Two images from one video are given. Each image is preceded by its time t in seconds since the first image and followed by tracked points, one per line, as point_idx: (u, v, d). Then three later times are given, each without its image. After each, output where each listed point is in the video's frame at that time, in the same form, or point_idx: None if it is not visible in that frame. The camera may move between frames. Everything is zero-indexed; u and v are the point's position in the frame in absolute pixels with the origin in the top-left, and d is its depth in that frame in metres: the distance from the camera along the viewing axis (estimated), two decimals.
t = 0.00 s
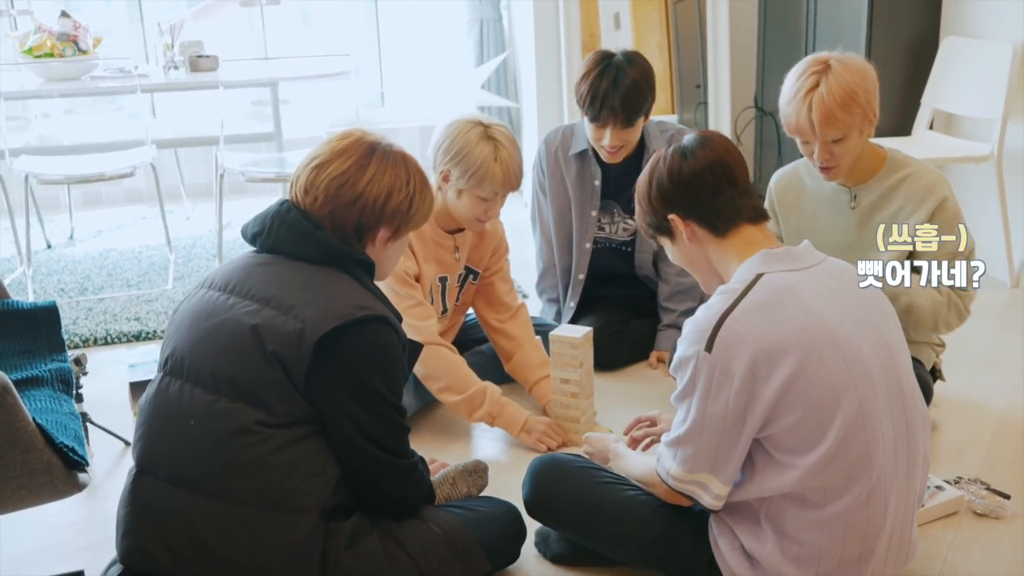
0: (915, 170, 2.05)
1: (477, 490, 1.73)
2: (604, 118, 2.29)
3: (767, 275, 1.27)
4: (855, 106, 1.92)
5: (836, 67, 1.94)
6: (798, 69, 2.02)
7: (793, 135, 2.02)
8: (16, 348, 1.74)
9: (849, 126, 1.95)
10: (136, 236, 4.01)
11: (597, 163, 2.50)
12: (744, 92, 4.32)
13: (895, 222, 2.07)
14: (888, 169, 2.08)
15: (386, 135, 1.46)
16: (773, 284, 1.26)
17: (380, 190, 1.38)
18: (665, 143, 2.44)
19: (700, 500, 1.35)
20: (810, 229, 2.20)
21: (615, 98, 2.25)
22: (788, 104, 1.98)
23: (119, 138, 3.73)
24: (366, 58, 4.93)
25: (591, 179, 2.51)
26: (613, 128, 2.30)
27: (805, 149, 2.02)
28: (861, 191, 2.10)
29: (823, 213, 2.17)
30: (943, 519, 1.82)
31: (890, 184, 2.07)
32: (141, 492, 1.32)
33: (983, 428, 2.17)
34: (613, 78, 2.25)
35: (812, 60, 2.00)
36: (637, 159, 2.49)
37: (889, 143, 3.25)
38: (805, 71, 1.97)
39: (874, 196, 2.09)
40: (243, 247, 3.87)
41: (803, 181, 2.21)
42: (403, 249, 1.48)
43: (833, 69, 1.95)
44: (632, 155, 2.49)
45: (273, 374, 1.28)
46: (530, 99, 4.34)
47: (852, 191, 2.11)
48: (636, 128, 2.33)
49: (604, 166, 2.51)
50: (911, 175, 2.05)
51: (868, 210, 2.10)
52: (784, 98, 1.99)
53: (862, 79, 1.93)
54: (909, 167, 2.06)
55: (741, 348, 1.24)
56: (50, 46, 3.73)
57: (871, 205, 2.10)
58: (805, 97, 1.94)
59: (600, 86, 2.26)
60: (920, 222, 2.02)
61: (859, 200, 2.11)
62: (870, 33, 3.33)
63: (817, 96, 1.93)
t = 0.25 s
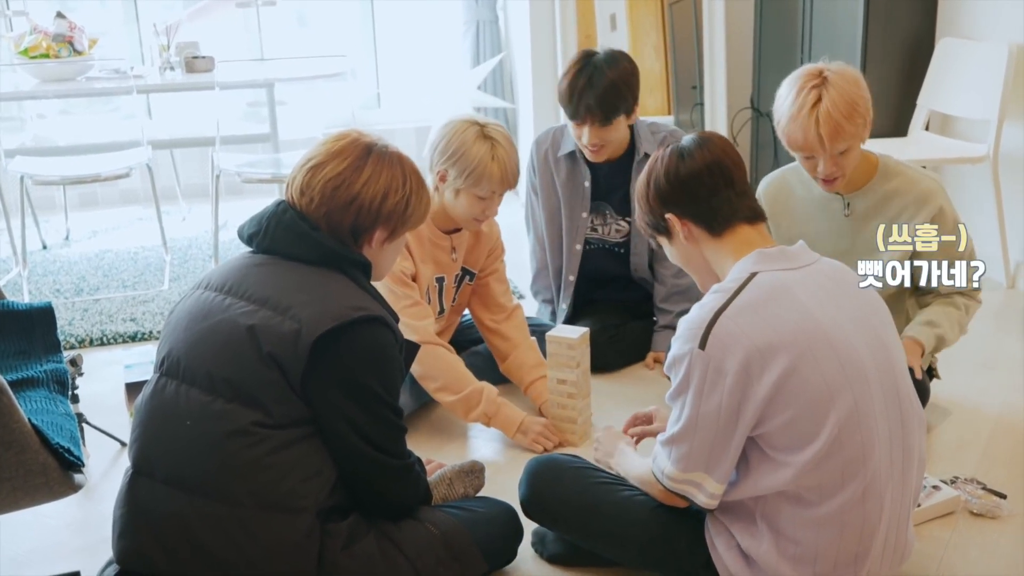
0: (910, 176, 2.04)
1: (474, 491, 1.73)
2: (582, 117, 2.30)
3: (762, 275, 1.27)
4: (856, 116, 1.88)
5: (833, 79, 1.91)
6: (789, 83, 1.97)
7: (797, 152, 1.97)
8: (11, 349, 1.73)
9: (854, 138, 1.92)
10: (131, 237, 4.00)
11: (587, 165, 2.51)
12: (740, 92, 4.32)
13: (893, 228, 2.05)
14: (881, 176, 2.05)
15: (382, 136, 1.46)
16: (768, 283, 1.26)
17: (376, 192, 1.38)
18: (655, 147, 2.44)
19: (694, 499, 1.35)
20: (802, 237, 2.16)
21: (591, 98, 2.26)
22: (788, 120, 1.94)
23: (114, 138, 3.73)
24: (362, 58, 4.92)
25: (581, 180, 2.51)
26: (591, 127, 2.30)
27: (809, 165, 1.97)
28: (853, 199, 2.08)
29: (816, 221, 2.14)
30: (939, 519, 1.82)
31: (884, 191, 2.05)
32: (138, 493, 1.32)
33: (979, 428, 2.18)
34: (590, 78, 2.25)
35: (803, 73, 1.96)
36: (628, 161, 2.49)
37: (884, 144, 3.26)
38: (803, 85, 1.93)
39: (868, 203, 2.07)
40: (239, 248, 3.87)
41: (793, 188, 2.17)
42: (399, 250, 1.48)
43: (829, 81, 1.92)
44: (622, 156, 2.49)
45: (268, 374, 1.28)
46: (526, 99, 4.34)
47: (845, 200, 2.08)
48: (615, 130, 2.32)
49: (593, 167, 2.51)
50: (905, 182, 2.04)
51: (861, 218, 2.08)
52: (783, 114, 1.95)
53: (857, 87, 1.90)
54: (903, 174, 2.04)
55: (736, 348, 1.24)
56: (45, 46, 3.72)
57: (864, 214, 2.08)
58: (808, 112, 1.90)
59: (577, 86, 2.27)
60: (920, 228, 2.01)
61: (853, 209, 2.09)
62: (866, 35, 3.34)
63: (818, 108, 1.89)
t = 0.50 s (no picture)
0: (910, 181, 2.02)
1: (472, 493, 1.73)
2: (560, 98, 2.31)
3: (760, 274, 1.27)
4: (867, 126, 1.86)
5: (844, 89, 1.88)
6: (798, 94, 1.93)
7: (810, 165, 1.94)
8: (9, 351, 1.73)
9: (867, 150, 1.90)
10: (130, 238, 4.00)
11: (585, 155, 2.51)
12: (738, 93, 4.33)
13: (895, 232, 2.05)
14: (881, 181, 2.04)
15: (380, 138, 1.46)
16: (765, 283, 1.26)
17: (374, 193, 1.38)
18: (653, 136, 2.43)
19: (692, 499, 1.35)
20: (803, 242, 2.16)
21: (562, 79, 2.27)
22: (802, 135, 1.90)
23: (112, 140, 3.72)
24: (361, 60, 4.92)
25: (579, 170, 2.52)
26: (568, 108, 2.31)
27: (822, 177, 1.95)
28: (854, 204, 2.07)
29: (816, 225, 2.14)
30: (937, 521, 1.82)
31: (884, 196, 2.04)
32: (136, 495, 1.32)
33: (978, 430, 2.18)
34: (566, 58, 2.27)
35: (812, 83, 1.92)
36: (625, 151, 2.49)
37: (883, 145, 3.26)
38: (813, 96, 1.89)
39: (869, 207, 2.06)
40: (238, 250, 3.87)
41: (792, 193, 2.17)
42: (398, 250, 1.48)
43: (840, 91, 1.89)
44: (620, 145, 2.49)
45: (266, 375, 1.28)
46: (525, 101, 4.34)
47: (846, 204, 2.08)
48: (592, 114, 2.32)
49: (590, 156, 2.53)
50: (904, 187, 2.02)
51: (862, 223, 2.08)
52: (795, 127, 1.91)
53: (865, 95, 1.88)
54: (903, 179, 2.03)
55: (734, 348, 1.24)
56: (43, 48, 3.72)
57: (864, 219, 2.07)
58: (824, 128, 1.86)
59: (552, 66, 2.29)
60: (923, 233, 2.01)
61: (854, 213, 2.08)
62: (865, 36, 3.34)
63: (833, 122, 1.86)
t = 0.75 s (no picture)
0: (916, 184, 2.01)
1: (468, 491, 1.72)
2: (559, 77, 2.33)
3: (757, 273, 1.27)
4: (881, 142, 1.86)
5: (860, 105, 1.86)
6: (815, 110, 1.91)
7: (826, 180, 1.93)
8: (4, 349, 1.73)
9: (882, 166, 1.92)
10: (126, 236, 3.99)
11: (582, 142, 2.53)
12: (736, 93, 4.33)
13: (897, 233, 2.05)
14: (887, 181, 2.03)
15: (376, 135, 1.46)
16: (762, 282, 1.26)
17: (370, 191, 1.38)
18: (647, 121, 2.45)
19: (688, 498, 1.35)
20: (804, 238, 2.17)
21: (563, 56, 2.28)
22: (820, 152, 1.89)
23: (109, 137, 3.72)
24: (358, 57, 4.91)
25: (576, 158, 2.54)
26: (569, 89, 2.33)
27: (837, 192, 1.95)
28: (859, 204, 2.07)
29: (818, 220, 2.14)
30: (932, 520, 1.82)
31: (890, 197, 2.03)
32: (131, 493, 1.32)
33: (973, 429, 2.18)
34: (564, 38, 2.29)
35: (829, 98, 1.90)
36: (620, 137, 2.50)
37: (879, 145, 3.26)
38: (831, 113, 1.87)
39: (872, 208, 2.06)
40: (234, 247, 3.86)
41: (797, 189, 2.17)
42: (394, 247, 1.48)
43: (857, 107, 1.87)
44: (615, 131, 2.50)
45: (262, 373, 1.28)
46: (522, 100, 4.34)
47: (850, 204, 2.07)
48: (591, 96, 2.33)
49: (588, 143, 2.54)
50: (911, 189, 2.00)
51: (866, 223, 2.07)
52: (814, 143, 1.89)
53: (880, 110, 1.87)
54: (910, 182, 2.01)
55: (730, 347, 1.24)
56: (39, 44, 3.71)
57: (869, 219, 2.07)
58: (845, 147, 1.85)
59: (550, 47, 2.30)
60: (924, 235, 2.01)
61: (858, 213, 2.08)
62: (861, 36, 3.34)
63: (853, 141, 1.85)
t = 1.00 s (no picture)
0: (924, 181, 2.01)
1: (466, 488, 1.72)
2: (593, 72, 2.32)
3: (756, 270, 1.27)
4: (899, 145, 1.86)
5: (881, 108, 1.84)
6: (837, 113, 1.87)
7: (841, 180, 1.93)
8: (2, 345, 1.72)
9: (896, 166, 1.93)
10: (124, 232, 3.99)
11: (580, 137, 2.52)
12: (734, 90, 4.33)
13: (900, 229, 2.06)
14: (896, 177, 2.03)
15: (374, 131, 1.46)
16: (761, 279, 1.26)
17: (367, 187, 1.38)
18: (646, 114, 2.46)
19: (686, 496, 1.35)
20: (807, 231, 2.16)
21: (604, 50, 2.28)
22: (838, 154, 1.88)
23: (106, 133, 3.71)
24: (356, 54, 4.91)
25: (574, 154, 2.53)
26: (602, 82, 2.33)
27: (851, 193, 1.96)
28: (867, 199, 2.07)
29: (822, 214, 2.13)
30: (930, 517, 1.83)
31: (898, 193, 2.03)
32: (128, 489, 1.31)
33: (971, 426, 2.18)
34: (599, 33, 2.27)
35: (850, 101, 1.87)
36: (618, 132, 2.51)
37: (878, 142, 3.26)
38: (851, 115, 1.85)
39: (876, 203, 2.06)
40: (232, 244, 3.86)
41: (804, 181, 2.16)
42: (392, 243, 1.48)
43: (878, 111, 1.85)
44: (613, 127, 2.51)
45: (259, 370, 1.28)
46: (521, 97, 4.34)
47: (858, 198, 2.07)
48: (614, 86, 2.34)
49: (586, 140, 2.54)
50: (920, 186, 2.01)
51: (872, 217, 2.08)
52: (833, 144, 1.88)
53: (900, 113, 1.86)
54: (918, 179, 2.02)
55: (729, 344, 1.24)
56: (37, 40, 3.70)
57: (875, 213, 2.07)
58: (863, 151, 1.85)
59: (586, 43, 2.28)
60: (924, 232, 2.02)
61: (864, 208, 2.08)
62: (860, 33, 3.34)
63: (872, 146, 1.85)
